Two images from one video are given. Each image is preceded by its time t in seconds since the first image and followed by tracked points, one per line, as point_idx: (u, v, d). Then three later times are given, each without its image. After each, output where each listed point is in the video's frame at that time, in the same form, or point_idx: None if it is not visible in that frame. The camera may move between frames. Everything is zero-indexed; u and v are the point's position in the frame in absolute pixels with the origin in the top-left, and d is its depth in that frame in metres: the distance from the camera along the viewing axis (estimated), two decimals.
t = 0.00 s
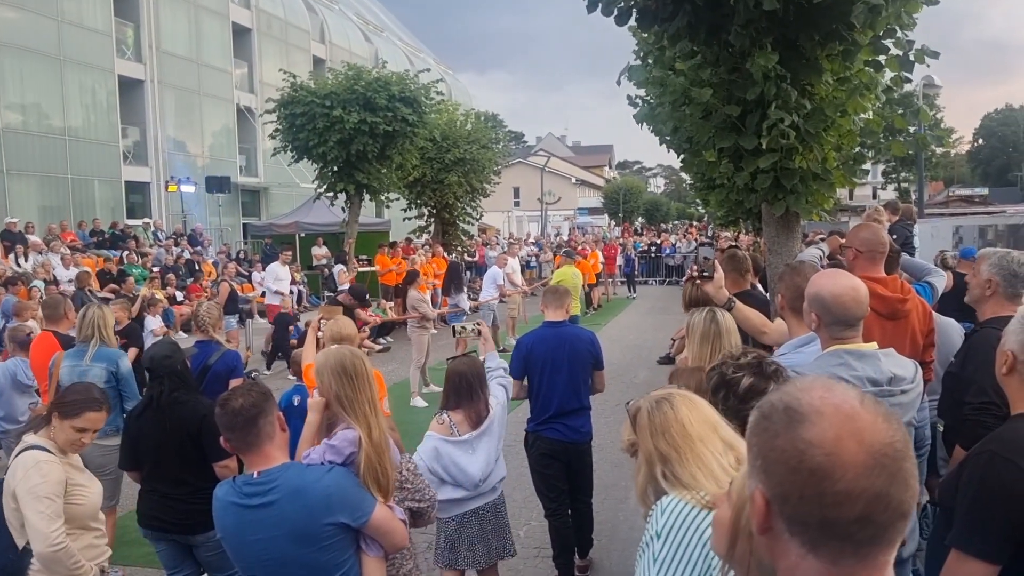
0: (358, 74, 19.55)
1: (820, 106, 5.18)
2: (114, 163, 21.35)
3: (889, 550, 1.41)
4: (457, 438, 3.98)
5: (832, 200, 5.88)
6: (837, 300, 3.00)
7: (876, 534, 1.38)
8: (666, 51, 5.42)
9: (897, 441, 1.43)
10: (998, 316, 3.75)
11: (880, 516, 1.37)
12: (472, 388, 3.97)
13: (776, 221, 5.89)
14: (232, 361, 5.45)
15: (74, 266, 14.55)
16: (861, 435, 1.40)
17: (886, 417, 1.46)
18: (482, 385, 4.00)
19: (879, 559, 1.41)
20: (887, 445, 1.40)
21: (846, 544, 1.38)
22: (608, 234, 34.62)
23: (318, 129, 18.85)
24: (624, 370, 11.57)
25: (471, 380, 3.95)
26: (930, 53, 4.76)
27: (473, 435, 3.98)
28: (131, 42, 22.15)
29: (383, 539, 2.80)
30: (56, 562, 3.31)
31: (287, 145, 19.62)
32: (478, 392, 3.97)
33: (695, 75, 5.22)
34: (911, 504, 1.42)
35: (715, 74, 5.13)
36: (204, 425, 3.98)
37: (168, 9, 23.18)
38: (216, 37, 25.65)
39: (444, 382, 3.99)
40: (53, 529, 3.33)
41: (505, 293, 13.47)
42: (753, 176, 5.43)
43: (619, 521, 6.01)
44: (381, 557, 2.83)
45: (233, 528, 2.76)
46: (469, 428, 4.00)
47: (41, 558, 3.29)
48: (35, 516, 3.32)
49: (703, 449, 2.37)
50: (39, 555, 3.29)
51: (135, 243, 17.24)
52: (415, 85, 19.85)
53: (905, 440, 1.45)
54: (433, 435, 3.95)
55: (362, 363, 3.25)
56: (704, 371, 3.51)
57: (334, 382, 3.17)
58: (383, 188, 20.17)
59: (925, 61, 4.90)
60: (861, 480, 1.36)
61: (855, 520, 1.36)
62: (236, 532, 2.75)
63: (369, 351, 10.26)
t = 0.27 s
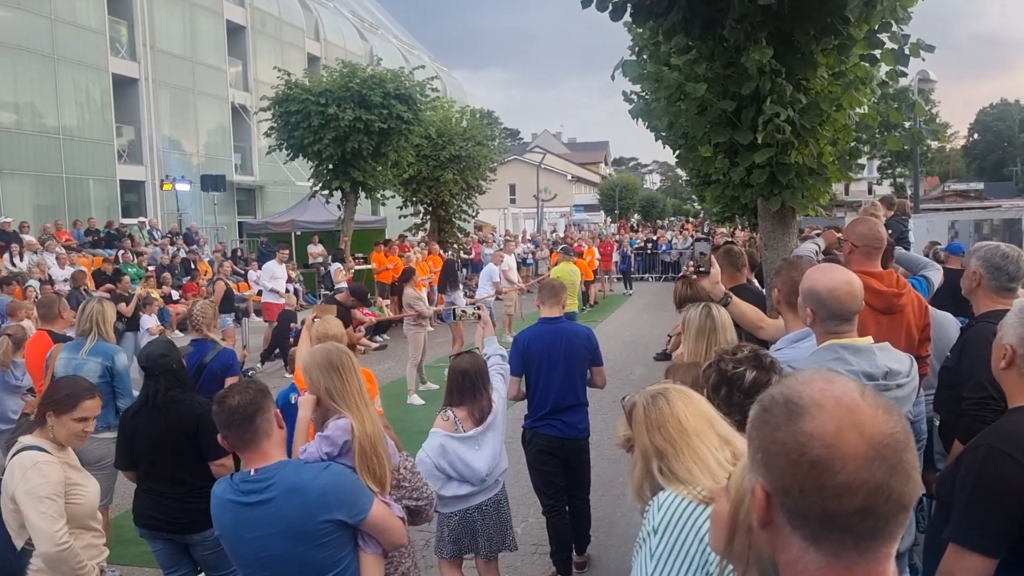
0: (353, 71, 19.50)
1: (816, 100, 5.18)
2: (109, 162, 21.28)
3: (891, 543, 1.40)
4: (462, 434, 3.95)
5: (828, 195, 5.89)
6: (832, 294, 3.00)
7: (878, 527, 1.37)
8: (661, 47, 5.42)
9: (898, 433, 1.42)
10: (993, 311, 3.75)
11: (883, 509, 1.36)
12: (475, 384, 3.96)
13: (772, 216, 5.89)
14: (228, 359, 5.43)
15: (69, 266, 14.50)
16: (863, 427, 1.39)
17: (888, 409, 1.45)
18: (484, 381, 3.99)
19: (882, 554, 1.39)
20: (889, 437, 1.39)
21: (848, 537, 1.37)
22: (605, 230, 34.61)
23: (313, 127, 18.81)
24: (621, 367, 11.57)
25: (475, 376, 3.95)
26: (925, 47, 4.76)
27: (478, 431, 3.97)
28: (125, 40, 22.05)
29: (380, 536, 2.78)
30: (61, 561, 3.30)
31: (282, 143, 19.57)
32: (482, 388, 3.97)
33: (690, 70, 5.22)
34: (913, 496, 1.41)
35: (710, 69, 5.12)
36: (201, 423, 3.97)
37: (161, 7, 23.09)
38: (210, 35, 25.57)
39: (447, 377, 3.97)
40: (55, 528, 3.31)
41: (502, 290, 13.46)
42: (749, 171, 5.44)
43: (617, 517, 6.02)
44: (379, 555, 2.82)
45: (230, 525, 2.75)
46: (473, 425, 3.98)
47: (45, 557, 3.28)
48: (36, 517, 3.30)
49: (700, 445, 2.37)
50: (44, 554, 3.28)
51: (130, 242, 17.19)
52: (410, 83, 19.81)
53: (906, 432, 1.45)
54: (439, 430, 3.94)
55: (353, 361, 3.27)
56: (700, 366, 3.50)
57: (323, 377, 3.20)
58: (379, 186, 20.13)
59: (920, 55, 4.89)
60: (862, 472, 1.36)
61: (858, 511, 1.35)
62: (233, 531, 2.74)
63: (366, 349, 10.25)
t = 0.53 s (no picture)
0: (345, 68, 19.44)
1: (807, 95, 5.20)
2: (100, 160, 21.17)
3: (882, 535, 1.40)
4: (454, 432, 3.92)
5: (819, 190, 5.91)
6: (820, 289, 3.01)
7: (869, 520, 1.37)
8: (652, 43, 5.42)
9: (889, 425, 1.42)
10: (983, 305, 3.77)
11: (873, 501, 1.37)
12: (466, 382, 3.89)
13: (764, 211, 5.91)
14: (221, 357, 5.40)
15: (61, 265, 14.42)
16: (852, 419, 1.39)
17: (878, 401, 1.46)
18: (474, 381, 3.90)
19: (874, 545, 1.39)
20: (879, 429, 1.40)
21: (840, 529, 1.37)
22: (598, 227, 34.62)
23: (305, 124, 18.75)
24: (614, 363, 11.58)
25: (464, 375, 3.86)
26: (916, 42, 4.78)
27: (471, 428, 3.94)
28: (115, 38, 21.93)
29: (375, 532, 2.77)
30: (60, 561, 3.30)
31: (274, 141, 19.51)
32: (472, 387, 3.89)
33: (682, 65, 5.22)
34: (903, 489, 1.41)
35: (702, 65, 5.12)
36: (195, 422, 3.95)
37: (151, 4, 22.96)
38: (201, 32, 25.45)
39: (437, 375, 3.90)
40: (54, 529, 3.30)
41: (495, 286, 13.45)
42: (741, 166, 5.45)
43: (611, 513, 6.03)
44: (374, 551, 2.82)
45: (224, 522, 2.74)
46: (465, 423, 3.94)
47: (44, 558, 3.27)
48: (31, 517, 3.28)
49: (693, 439, 2.37)
50: (43, 555, 3.27)
51: (122, 240, 17.11)
52: (402, 80, 19.77)
53: (896, 424, 1.45)
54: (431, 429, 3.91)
55: (338, 358, 3.26)
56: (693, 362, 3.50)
57: (308, 373, 3.21)
58: (371, 183, 20.09)
59: (911, 50, 4.91)
60: (854, 464, 1.36)
61: (849, 503, 1.36)
62: (227, 527, 2.74)
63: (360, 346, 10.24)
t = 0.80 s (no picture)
0: (326, 63, 19.32)
1: (787, 90, 5.24)
2: (78, 155, 20.92)
3: (853, 525, 1.42)
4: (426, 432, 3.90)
5: (799, 184, 5.96)
6: (796, 282, 3.05)
7: (838, 510, 1.38)
8: (633, 38, 5.44)
9: (857, 414, 1.44)
10: (959, 297, 3.82)
11: (844, 490, 1.38)
12: (438, 381, 3.84)
13: (745, 205, 5.95)
14: (202, 354, 5.37)
15: (39, 262, 14.25)
16: (821, 410, 1.41)
17: (847, 392, 1.48)
18: (447, 379, 3.87)
19: (844, 535, 1.41)
20: (848, 419, 1.42)
21: (811, 519, 1.38)
22: (582, 221, 34.64)
23: (286, 119, 18.63)
24: (598, 357, 11.60)
25: (436, 372, 3.84)
26: (894, 37, 4.82)
27: (443, 427, 3.91)
28: (93, 32, 21.65)
29: (357, 527, 2.77)
30: (42, 561, 3.27)
31: (255, 136, 19.37)
32: (443, 385, 3.85)
33: (663, 61, 5.23)
34: (873, 479, 1.43)
35: (683, 60, 5.14)
36: (177, 420, 3.92)
37: None
38: (180, 27, 25.18)
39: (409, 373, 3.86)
40: (36, 529, 3.26)
41: (479, 281, 13.43)
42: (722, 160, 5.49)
43: (594, 507, 6.05)
44: (357, 547, 2.81)
45: (205, 517, 2.73)
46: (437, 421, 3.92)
47: (25, 558, 3.24)
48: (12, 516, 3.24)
49: (673, 433, 2.39)
50: (23, 556, 3.24)
51: (102, 237, 16.93)
52: (384, 74, 19.68)
53: (866, 415, 1.47)
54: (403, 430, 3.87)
55: (314, 354, 3.25)
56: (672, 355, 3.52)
57: (288, 369, 3.19)
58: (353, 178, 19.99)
59: (889, 45, 4.95)
60: (823, 454, 1.37)
61: (819, 493, 1.37)
62: (207, 522, 2.73)
63: (343, 342, 10.20)
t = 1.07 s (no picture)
0: (314, 59, 19.22)
1: (775, 84, 5.25)
2: (64, 154, 20.75)
3: (830, 519, 1.41)
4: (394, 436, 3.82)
5: (787, 178, 5.97)
6: (785, 275, 3.05)
7: (814, 503, 1.38)
8: (621, 32, 5.43)
9: (834, 409, 1.45)
10: (945, 289, 3.84)
11: (821, 483, 1.38)
12: (405, 379, 3.81)
13: (734, 199, 5.96)
14: (190, 353, 5.34)
15: (26, 261, 14.12)
16: (797, 406, 1.42)
17: (825, 388, 1.48)
18: (415, 377, 3.84)
19: (821, 529, 1.40)
20: (823, 415, 1.42)
21: (788, 513, 1.38)
22: (571, 217, 34.67)
23: (274, 116, 18.53)
24: (588, 352, 11.62)
25: (404, 370, 3.82)
26: (881, 31, 4.83)
27: (413, 430, 3.82)
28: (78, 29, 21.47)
29: (346, 525, 2.75)
30: (38, 559, 3.24)
31: (242, 133, 19.27)
32: (411, 383, 3.81)
33: (651, 54, 5.23)
34: (849, 475, 1.43)
35: (671, 54, 5.14)
36: (166, 419, 3.90)
37: None
38: (166, 24, 24.98)
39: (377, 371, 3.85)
40: (32, 527, 3.24)
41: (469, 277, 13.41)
42: (710, 155, 5.49)
43: (585, 501, 6.07)
44: (346, 545, 2.80)
45: (192, 514, 2.72)
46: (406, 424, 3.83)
47: (22, 557, 3.21)
48: (5, 515, 3.22)
49: (662, 427, 2.39)
50: (20, 554, 3.22)
51: (88, 235, 16.80)
52: (372, 70, 19.61)
53: (843, 410, 1.47)
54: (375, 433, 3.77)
55: (301, 352, 3.25)
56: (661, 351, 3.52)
57: (277, 366, 3.18)
58: (342, 175, 19.92)
59: (876, 38, 4.96)
60: (798, 448, 1.38)
61: (794, 486, 1.37)
62: (195, 520, 2.71)
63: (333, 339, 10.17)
